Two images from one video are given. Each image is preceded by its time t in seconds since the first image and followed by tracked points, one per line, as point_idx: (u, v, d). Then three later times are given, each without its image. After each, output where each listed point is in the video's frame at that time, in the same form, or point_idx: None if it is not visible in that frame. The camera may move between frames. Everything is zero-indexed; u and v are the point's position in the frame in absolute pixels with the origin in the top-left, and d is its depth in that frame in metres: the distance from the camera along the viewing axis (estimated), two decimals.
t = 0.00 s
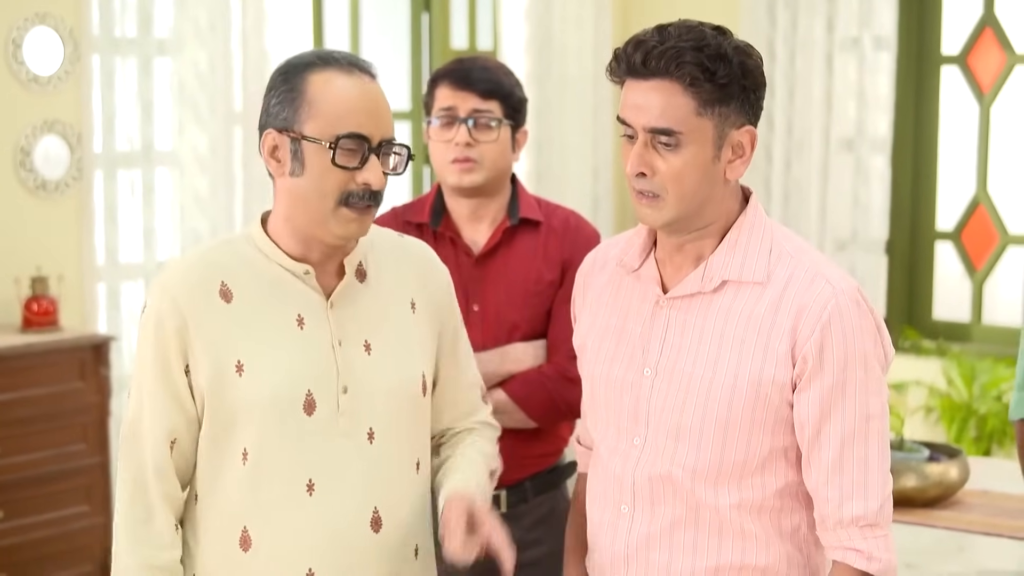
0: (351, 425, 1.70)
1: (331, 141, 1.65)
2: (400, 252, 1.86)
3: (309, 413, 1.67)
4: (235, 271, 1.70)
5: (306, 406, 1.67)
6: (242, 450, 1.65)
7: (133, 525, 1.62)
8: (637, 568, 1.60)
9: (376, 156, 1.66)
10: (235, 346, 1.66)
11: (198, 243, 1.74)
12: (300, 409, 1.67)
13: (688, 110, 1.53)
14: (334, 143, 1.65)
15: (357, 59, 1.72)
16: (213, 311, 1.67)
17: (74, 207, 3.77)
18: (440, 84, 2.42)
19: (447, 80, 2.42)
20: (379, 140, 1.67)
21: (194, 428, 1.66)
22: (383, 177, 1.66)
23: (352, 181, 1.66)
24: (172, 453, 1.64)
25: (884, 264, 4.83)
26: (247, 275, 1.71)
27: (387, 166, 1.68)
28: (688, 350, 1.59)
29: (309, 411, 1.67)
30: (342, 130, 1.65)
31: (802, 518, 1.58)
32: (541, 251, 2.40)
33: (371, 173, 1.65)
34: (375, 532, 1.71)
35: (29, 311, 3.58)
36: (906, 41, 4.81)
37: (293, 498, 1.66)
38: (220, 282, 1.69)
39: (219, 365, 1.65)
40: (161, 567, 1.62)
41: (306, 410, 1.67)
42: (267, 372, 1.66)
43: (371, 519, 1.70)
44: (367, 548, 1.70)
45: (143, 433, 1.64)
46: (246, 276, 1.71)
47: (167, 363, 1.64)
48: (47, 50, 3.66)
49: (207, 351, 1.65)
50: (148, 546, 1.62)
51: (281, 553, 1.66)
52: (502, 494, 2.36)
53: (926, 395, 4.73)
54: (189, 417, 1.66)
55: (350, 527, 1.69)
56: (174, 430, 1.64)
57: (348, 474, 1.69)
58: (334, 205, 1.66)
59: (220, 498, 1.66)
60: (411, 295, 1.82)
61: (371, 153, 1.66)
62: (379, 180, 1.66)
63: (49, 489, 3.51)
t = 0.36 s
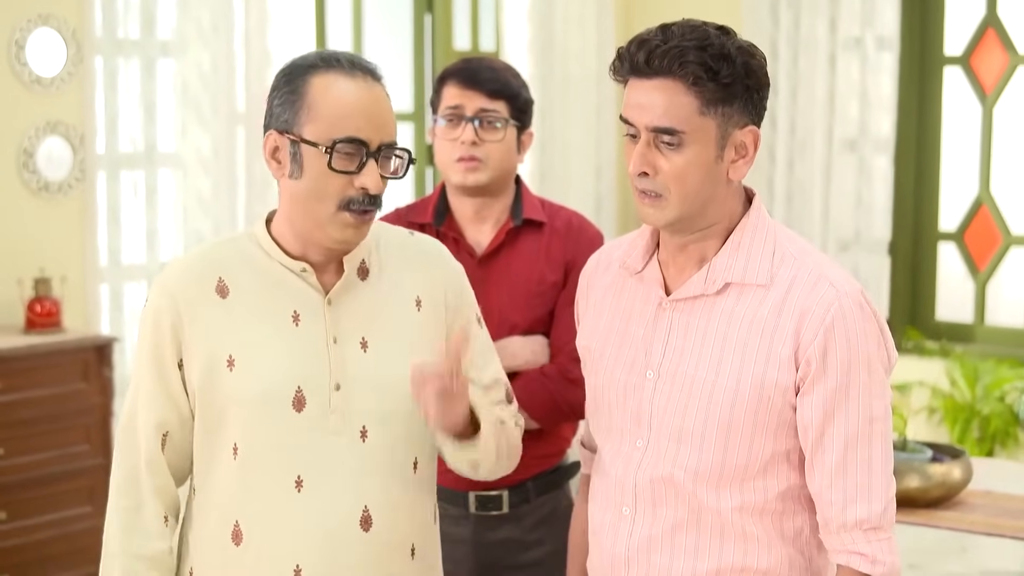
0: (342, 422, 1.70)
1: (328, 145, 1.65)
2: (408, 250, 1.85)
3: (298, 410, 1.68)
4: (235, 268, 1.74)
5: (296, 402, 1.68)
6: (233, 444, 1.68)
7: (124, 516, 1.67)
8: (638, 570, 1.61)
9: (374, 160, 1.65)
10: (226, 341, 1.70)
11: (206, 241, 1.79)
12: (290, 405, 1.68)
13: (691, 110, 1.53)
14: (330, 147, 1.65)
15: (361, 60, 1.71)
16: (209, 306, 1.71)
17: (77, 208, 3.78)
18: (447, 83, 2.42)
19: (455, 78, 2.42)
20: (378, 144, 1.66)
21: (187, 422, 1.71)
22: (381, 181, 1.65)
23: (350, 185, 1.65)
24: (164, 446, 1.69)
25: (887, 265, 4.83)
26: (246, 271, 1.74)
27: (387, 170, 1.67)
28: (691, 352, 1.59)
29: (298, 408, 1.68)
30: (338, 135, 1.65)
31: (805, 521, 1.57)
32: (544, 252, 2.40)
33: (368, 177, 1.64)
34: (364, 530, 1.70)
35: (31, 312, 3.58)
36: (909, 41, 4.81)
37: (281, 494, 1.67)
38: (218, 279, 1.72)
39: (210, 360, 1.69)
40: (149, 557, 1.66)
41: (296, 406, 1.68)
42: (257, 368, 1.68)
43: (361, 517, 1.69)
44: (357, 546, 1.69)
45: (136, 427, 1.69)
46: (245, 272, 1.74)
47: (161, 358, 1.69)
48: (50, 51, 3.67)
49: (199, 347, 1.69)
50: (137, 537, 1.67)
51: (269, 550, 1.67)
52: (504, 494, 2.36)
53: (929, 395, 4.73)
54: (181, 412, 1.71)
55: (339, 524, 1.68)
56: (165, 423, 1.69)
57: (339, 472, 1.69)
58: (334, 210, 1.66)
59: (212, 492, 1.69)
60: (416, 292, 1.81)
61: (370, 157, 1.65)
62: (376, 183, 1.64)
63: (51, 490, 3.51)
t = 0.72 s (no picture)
0: (343, 423, 1.69)
1: (324, 141, 1.65)
2: (413, 251, 1.85)
3: (300, 409, 1.68)
4: (238, 266, 1.74)
5: (297, 401, 1.68)
6: (234, 443, 1.68)
7: (128, 513, 1.68)
8: (636, 568, 1.61)
9: (371, 156, 1.65)
10: (230, 339, 1.70)
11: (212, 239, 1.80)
12: (291, 405, 1.68)
13: (693, 107, 1.54)
14: (325, 142, 1.65)
15: (361, 58, 1.72)
16: (212, 304, 1.71)
17: (79, 209, 3.78)
18: (453, 81, 2.42)
19: (461, 77, 2.42)
20: (374, 140, 1.66)
21: (190, 420, 1.72)
22: (378, 176, 1.65)
23: (348, 182, 1.65)
24: (167, 443, 1.71)
25: (889, 266, 4.83)
26: (250, 270, 1.74)
27: (385, 165, 1.67)
28: (691, 351, 1.60)
29: (300, 407, 1.68)
30: (333, 130, 1.65)
31: (803, 522, 1.57)
32: (546, 250, 2.40)
33: (365, 172, 1.64)
34: (363, 532, 1.69)
35: (33, 313, 3.59)
36: (910, 41, 4.81)
37: (280, 493, 1.67)
38: (222, 277, 1.73)
39: (212, 358, 1.69)
40: (154, 554, 1.68)
41: (297, 406, 1.68)
42: (258, 368, 1.68)
43: (360, 518, 1.69)
44: (357, 547, 1.69)
45: (140, 424, 1.71)
46: (249, 271, 1.74)
47: (164, 357, 1.70)
48: (52, 52, 3.67)
49: (202, 347, 1.70)
50: (141, 534, 1.68)
51: (268, 551, 1.67)
52: (506, 492, 2.36)
53: (931, 395, 4.72)
54: (184, 410, 1.72)
55: (338, 526, 1.68)
56: (167, 421, 1.70)
57: (338, 472, 1.69)
58: (332, 207, 1.66)
59: (214, 490, 1.70)
60: (420, 295, 1.81)
61: (366, 153, 1.65)
62: (373, 179, 1.64)
63: (54, 490, 3.52)
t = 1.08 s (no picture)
0: (350, 423, 1.70)
1: (330, 146, 1.65)
2: (411, 250, 1.86)
3: (307, 410, 1.68)
4: (238, 267, 1.74)
5: (305, 402, 1.68)
6: (240, 446, 1.68)
7: (129, 517, 1.68)
8: (634, 565, 1.62)
9: (377, 160, 1.65)
10: (234, 341, 1.69)
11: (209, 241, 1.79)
12: (299, 406, 1.68)
13: (695, 105, 1.54)
14: (332, 147, 1.65)
15: (364, 59, 1.72)
16: (214, 306, 1.71)
17: (78, 212, 3.78)
18: (453, 81, 2.43)
19: (461, 77, 2.42)
20: (380, 144, 1.66)
21: (193, 422, 1.71)
22: (385, 180, 1.65)
23: (355, 185, 1.65)
24: (170, 446, 1.70)
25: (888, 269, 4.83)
26: (250, 270, 1.74)
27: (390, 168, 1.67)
28: (691, 348, 1.60)
29: (307, 408, 1.68)
30: (341, 135, 1.65)
31: (802, 521, 1.57)
32: (546, 250, 2.41)
33: (372, 176, 1.64)
34: (372, 531, 1.70)
35: (32, 316, 3.58)
36: (909, 44, 4.82)
37: (287, 493, 1.67)
38: (223, 279, 1.72)
39: (217, 360, 1.68)
40: (155, 558, 1.67)
41: (305, 406, 1.68)
42: (264, 368, 1.68)
43: (369, 518, 1.70)
44: (364, 546, 1.70)
45: (141, 427, 1.70)
46: (249, 272, 1.74)
47: (167, 359, 1.69)
48: (51, 55, 3.68)
49: (206, 347, 1.69)
50: (143, 538, 1.67)
51: (274, 553, 1.67)
52: (504, 493, 2.36)
53: (931, 398, 4.72)
54: (187, 412, 1.70)
55: (345, 525, 1.69)
56: (171, 424, 1.69)
57: (346, 471, 1.70)
58: (340, 210, 1.66)
59: (218, 492, 1.70)
60: (420, 295, 1.82)
61: (373, 157, 1.65)
62: (380, 183, 1.64)
63: (55, 493, 3.52)
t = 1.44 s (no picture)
0: (352, 424, 1.70)
1: (330, 146, 1.66)
2: (411, 252, 1.86)
3: (309, 411, 1.68)
4: (239, 268, 1.74)
5: (306, 403, 1.68)
6: (243, 447, 1.68)
7: (134, 520, 1.68)
8: (633, 564, 1.63)
9: (377, 160, 1.66)
10: (235, 342, 1.70)
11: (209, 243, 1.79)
12: (300, 407, 1.68)
13: (688, 108, 1.55)
14: (333, 148, 1.66)
15: (364, 61, 1.72)
16: (215, 308, 1.71)
17: (79, 216, 3.79)
18: (453, 85, 2.43)
19: (461, 81, 2.43)
20: (380, 143, 1.67)
21: (196, 425, 1.71)
22: (385, 180, 1.65)
23: (354, 185, 1.65)
24: (173, 449, 1.70)
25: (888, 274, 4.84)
26: (251, 272, 1.74)
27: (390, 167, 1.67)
28: (691, 348, 1.61)
29: (309, 409, 1.68)
30: (341, 136, 1.66)
31: (802, 524, 1.57)
32: (547, 252, 2.41)
33: (372, 176, 1.64)
34: (375, 532, 1.71)
35: (33, 320, 3.59)
36: (908, 48, 4.82)
37: (288, 494, 1.67)
38: (225, 280, 1.72)
39: (219, 361, 1.68)
40: (160, 561, 1.67)
41: (307, 408, 1.68)
42: (265, 368, 1.68)
43: (372, 518, 1.71)
44: (366, 546, 1.70)
45: (144, 430, 1.69)
46: (249, 273, 1.74)
47: (169, 360, 1.69)
48: (52, 60, 3.69)
49: (208, 349, 1.69)
50: (147, 541, 1.67)
51: (276, 554, 1.67)
52: (505, 495, 2.37)
53: (931, 404, 4.72)
54: (190, 414, 1.70)
55: (347, 526, 1.69)
56: (174, 427, 1.69)
57: (349, 472, 1.70)
58: (339, 210, 1.66)
59: (219, 493, 1.70)
60: (420, 295, 1.82)
61: (373, 157, 1.66)
62: (381, 183, 1.65)
63: (56, 497, 3.52)
